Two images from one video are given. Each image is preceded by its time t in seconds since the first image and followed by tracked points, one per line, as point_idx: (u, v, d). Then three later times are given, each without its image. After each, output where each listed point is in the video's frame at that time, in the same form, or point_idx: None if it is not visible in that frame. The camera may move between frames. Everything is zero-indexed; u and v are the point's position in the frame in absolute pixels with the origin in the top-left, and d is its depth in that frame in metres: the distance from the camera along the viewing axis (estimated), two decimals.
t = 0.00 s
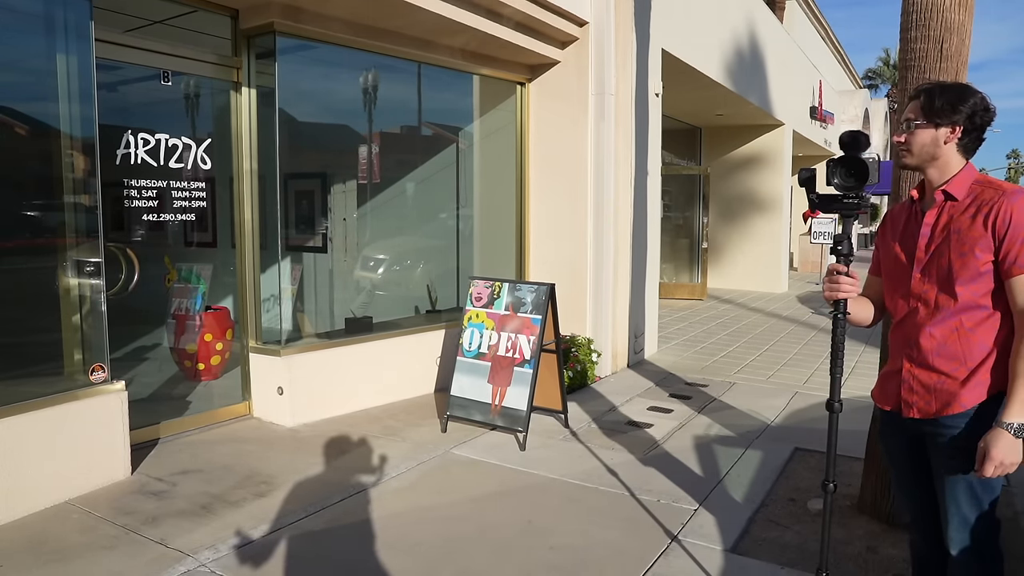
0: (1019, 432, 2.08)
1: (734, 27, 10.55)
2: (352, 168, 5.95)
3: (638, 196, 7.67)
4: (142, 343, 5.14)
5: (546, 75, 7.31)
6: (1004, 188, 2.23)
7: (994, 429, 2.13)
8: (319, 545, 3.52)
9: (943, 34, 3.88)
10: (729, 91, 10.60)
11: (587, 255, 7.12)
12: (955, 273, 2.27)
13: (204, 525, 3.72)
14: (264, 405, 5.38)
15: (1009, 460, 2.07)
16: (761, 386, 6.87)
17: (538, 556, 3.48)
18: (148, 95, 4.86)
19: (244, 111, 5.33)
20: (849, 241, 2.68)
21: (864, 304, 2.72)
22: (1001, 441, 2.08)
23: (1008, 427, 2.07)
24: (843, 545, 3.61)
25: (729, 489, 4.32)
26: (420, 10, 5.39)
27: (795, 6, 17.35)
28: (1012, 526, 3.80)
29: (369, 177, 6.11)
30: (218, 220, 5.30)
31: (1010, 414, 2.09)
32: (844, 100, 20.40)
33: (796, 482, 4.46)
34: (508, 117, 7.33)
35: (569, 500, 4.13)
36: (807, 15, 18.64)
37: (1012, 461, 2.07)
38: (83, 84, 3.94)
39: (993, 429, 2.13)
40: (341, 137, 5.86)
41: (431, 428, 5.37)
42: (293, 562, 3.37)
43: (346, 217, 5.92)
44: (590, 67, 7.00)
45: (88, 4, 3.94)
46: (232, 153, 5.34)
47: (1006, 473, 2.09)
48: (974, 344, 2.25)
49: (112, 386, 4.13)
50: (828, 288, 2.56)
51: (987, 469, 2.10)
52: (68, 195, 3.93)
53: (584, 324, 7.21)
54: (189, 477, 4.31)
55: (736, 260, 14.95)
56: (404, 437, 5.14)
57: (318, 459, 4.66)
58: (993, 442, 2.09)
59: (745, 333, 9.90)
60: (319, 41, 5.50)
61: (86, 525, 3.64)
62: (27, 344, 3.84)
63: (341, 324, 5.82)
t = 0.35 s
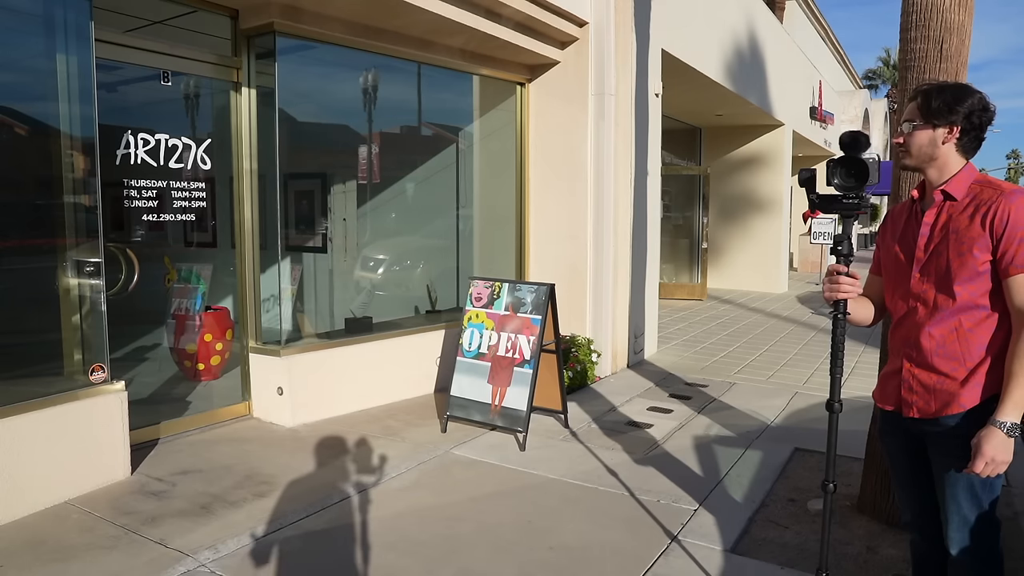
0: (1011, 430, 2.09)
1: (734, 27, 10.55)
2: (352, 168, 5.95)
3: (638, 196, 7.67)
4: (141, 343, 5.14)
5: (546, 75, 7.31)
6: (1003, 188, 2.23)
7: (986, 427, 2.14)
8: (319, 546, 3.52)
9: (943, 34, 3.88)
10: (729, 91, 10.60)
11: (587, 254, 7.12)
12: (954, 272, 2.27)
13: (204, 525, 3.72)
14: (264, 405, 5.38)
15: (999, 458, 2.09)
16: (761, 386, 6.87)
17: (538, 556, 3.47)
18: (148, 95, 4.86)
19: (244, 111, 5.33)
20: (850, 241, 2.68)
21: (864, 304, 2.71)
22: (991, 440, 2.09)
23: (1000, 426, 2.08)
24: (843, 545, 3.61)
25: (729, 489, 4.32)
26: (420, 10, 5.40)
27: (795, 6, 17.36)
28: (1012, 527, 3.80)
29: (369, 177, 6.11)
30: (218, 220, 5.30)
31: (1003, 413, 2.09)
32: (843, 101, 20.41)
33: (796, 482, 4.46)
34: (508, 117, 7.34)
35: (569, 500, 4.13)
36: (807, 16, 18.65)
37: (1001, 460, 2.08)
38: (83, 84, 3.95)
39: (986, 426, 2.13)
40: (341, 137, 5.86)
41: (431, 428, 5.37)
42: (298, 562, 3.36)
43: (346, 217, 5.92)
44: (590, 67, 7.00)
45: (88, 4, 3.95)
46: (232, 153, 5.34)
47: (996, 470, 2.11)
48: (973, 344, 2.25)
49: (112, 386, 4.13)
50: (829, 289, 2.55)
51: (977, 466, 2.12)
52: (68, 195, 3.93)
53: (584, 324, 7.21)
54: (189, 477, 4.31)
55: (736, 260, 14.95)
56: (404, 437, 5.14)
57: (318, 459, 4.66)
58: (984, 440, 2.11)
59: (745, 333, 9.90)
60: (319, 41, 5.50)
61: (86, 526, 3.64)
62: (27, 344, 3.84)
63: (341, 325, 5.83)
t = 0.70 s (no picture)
0: (1017, 432, 2.09)
1: (734, 27, 10.55)
2: (351, 168, 5.95)
3: (638, 196, 7.67)
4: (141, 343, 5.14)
5: (546, 75, 7.31)
6: (1003, 187, 2.22)
7: (991, 428, 2.14)
8: (319, 546, 3.52)
9: (943, 34, 3.88)
10: (729, 91, 10.60)
11: (587, 254, 7.12)
12: (954, 272, 2.27)
13: (204, 525, 3.72)
14: (264, 404, 5.38)
15: (1004, 459, 2.09)
16: (761, 386, 6.87)
17: (537, 556, 3.47)
18: (147, 95, 4.86)
19: (244, 110, 5.33)
20: (849, 241, 2.68)
21: (863, 304, 2.71)
22: (997, 441, 2.09)
23: (1005, 427, 2.08)
24: (843, 545, 3.61)
25: (729, 489, 4.32)
26: (420, 10, 5.40)
27: (795, 6, 17.36)
28: (1012, 526, 3.80)
29: (368, 177, 6.11)
30: (218, 219, 5.30)
31: (1007, 414, 2.09)
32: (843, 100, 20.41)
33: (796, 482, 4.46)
34: (508, 116, 7.34)
35: (569, 500, 4.13)
36: (807, 15, 18.65)
37: (1007, 461, 2.09)
38: (82, 84, 3.95)
39: (991, 427, 2.13)
40: (340, 137, 5.86)
41: (431, 428, 5.37)
42: (299, 562, 3.36)
43: (346, 217, 5.92)
44: (590, 67, 7.00)
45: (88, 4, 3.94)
46: (232, 153, 5.34)
47: (1001, 472, 2.11)
48: (973, 343, 2.26)
49: (112, 386, 4.13)
50: (828, 289, 2.56)
51: (983, 467, 2.12)
52: (68, 194, 3.94)
53: (584, 324, 7.21)
54: (189, 477, 4.31)
55: (736, 260, 14.95)
56: (404, 437, 5.14)
57: (318, 459, 4.66)
58: (990, 442, 2.11)
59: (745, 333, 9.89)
60: (319, 41, 5.50)
61: (86, 526, 3.64)
62: (27, 344, 3.84)
63: (341, 324, 5.82)
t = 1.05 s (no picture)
0: (1018, 433, 2.08)
1: (734, 27, 10.56)
2: (351, 168, 5.95)
3: (638, 196, 7.68)
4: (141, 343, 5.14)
5: (546, 75, 7.31)
6: (1005, 188, 2.22)
7: (992, 429, 2.14)
8: (319, 546, 3.52)
9: (943, 34, 3.88)
10: (729, 91, 10.61)
11: (587, 254, 7.12)
12: (956, 273, 2.27)
13: (204, 525, 3.72)
14: (264, 404, 5.38)
15: (1005, 460, 2.09)
16: (761, 386, 6.87)
17: (537, 556, 3.47)
18: (148, 95, 4.86)
19: (244, 111, 5.33)
20: (850, 241, 2.68)
21: (863, 304, 2.71)
22: (998, 443, 2.10)
23: (1006, 429, 2.08)
24: (843, 545, 3.61)
25: (729, 489, 4.32)
26: (420, 10, 5.40)
27: (795, 6, 17.37)
28: (1012, 527, 3.81)
29: (368, 177, 6.11)
30: (218, 219, 5.30)
31: (1009, 415, 2.08)
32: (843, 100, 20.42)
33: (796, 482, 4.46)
34: (508, 117, 7.35)
35: (569, 500, 4.13)
36: (807, 15, 18.66)
37: (1008, 462, 2.09)
38: (82, 84, 3.94)
39: (993, 428, 2.13)
40: (340, 137, 5.86)
41: (431, 428, 5.37)
42: (299, 562, 3.36)
43: (345, 218, 5.92)
44: (590, 67, 7.00)
45: (88, 4, 3.94)
46: (232, 153, 5.34)
47: (1001, 473, 2.11)
48: (975, 345, 2.25)
49: (112, 386, 4.13)
50: (829, 289, 2.55)
51: (983, 467, 2.13)
52: (68, 194, 3.93)
53: (584, 324, 7.21)
54: (189, 477, 4.31)
55: (736, 260, 14.95)
56: (404, 437, 5.14)
57: (317, 459, 4.66)
58: (991, 443, 2.11)
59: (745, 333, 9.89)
60: (319, 41, 5.50)
61: (86, 526, 3.64)
62: (27, 344, 3.83)
63: (341, 325, 5.83)
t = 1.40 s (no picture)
0: (1006, 435, 2.09)
1: (734, 27, 10.56)
2: (351, 168, 5.95)
3: (638, 195, 7.68)
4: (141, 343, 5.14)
5: (545, 75, 7.31)
6: (998, 188, 2.21)
7: (980, 430, 2.15)
8: (318, 545, 3.52)
9: (942, 33, 3.88)
10: (729, 91, 10.61)
11: (586, 254, 7.11)
12: (950, 273, 2.27)
13: (204, 525, 3.72)
14: (264, 404, 5.38)
15: (991, 461, 2.10)
16: (761, 386, 6.87)
17: (537, 555, 3.48)
18: (147, 95, 4.86)
19: (244, 110, 5.33)
20: (850, 241, 2.67)
21: (864, 303, 2.71)
22: (983, 443, 2.11)
23: (993, 430, 2.08)
24: (843, 545, 3.61)
25: (729, 489, 4.32)
26: (420, 10, 5.40)
27: (795, 6, 17.37)
28: (1011, 527, 3.80)
29: (368, 177, 6.11)
30: (218, 219, 5.30)
31: (996, 417, 2.08)
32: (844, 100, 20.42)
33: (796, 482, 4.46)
34: (508, 117, 7.35)
35: (569, 500, 4.13)
36: (807, 15, 18.66)
37: (994, 463, 2.10)
38: (82, 84, 3.94)
39: (981, 429, 2.14)
40: (340, 137, 5.86)
41: (431, 428, 5.37)
42: (300, 562, 3.36)
43: (345, 217, 5.92)
44: (590, 67, 7.00)
45: (88, 4, 3.94)
46: (232, 153, 5.35)
47: (988, 473, 2.13)
48: (969, 345, 2.25)
49: (112, 386, 4.13)
50: (828, 289, 2.55)
51: (970, 469, 2.14)
52: (68, 194, 3.93)
53: (584, 324, 7.21)
54: (189, 477, 4.31)
55: (736, 260, 14.95)
56: (404, 437, 5.14)
57: (317, 459, 4.66)
58: (977, 444, 2.12)
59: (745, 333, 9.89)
60: (319, 41, 5.50)
61: (86, 526, 3.64)
62: (27, 344, 3.84)
63: (341, 324, 5.83)
